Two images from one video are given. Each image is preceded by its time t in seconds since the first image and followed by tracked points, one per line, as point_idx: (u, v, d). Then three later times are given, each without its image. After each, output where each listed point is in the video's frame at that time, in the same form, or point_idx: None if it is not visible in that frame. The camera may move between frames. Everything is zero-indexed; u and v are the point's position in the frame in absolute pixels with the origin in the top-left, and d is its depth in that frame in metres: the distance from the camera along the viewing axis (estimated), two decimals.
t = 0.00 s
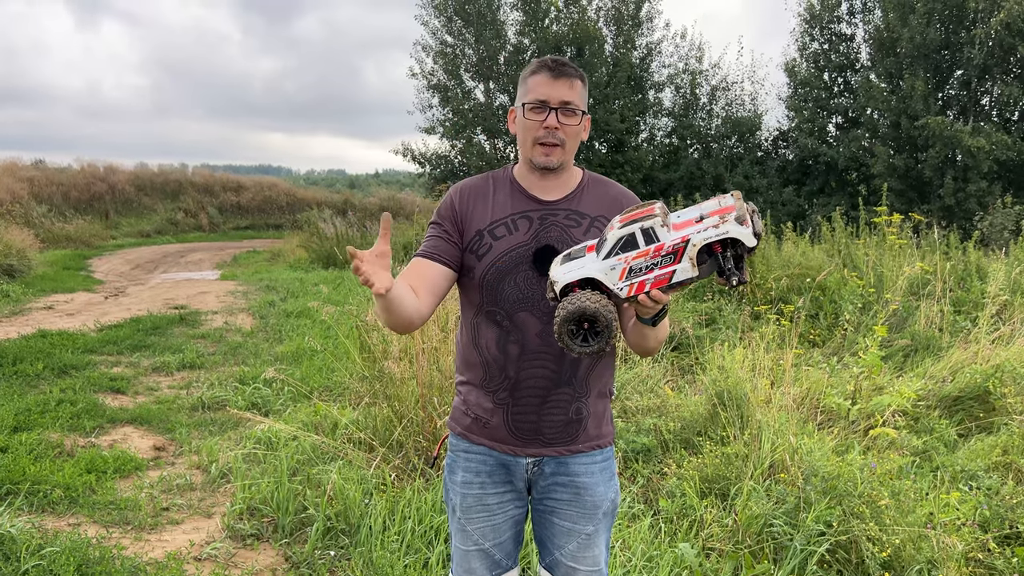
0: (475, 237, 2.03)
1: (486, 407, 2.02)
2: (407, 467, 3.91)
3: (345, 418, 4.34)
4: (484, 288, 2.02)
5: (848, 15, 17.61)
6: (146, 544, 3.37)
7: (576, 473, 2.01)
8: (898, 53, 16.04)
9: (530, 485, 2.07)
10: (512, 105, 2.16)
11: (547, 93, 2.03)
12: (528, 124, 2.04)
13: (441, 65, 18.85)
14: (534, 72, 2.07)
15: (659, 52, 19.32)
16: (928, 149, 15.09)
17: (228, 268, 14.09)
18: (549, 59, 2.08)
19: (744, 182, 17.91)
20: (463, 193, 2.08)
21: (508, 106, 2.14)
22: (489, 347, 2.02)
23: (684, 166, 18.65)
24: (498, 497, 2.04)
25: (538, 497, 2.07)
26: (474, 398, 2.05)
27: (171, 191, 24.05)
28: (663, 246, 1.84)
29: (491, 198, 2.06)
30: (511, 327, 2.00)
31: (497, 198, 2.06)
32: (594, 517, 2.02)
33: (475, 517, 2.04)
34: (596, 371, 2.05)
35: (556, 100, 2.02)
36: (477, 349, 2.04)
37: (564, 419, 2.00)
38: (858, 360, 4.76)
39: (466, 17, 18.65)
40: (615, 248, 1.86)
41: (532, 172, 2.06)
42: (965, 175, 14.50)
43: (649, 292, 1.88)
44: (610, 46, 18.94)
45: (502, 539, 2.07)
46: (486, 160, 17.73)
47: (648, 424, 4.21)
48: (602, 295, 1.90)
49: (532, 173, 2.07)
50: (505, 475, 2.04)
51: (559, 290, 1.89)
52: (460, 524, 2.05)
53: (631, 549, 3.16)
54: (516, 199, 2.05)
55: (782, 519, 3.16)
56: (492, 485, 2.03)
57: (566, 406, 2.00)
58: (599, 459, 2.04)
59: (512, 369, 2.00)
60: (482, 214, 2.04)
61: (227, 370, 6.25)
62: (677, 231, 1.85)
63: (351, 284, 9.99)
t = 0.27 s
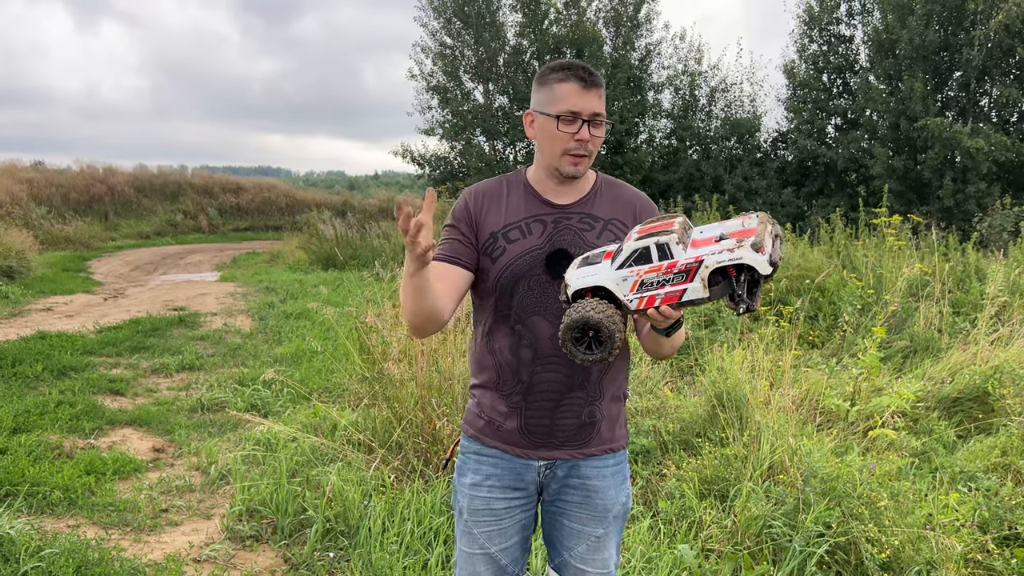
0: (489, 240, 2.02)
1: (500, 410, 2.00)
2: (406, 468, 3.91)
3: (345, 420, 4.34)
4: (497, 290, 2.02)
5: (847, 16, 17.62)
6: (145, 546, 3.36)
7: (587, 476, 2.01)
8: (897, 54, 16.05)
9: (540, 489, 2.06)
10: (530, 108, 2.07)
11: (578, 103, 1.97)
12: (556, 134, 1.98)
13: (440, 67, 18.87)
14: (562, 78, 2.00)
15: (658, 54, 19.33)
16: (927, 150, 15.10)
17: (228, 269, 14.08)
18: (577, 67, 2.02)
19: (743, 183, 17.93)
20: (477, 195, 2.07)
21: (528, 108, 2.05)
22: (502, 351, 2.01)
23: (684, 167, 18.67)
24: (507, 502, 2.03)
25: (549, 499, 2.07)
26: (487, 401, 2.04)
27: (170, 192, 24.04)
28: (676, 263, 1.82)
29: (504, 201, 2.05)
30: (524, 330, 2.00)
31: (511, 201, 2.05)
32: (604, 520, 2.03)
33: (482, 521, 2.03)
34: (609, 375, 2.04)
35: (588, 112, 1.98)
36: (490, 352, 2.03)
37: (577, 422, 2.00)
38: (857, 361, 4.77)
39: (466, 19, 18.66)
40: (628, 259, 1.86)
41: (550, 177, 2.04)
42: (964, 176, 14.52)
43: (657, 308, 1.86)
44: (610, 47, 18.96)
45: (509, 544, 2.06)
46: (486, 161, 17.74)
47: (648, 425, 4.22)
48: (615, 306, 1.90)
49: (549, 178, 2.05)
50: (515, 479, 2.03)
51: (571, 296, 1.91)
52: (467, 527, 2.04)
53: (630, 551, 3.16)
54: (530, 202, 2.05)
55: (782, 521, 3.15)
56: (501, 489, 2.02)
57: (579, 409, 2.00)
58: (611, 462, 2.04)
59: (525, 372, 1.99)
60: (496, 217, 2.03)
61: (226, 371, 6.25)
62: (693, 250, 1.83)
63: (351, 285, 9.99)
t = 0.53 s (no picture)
0: (497, 245, 2.03)
1: (504, 414, 2.01)
2: (405, 469, 3.92)
3: (345, 421, 4.34)
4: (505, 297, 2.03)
5: (845, 17, 17.65)
6: (144, 547, 3.36)
7: (592, 479, 2.00)
8: (895, 55, 16.08)
9: (544, 492, 2.06)
10: (543, 114, 2.05)
11: (595, 110, 1.95)
12: (572, 140, 1.96)
13: (439, 68, 18.88)
14: (577, 85, 1.98)
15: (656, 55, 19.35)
16: (925, 150, 15.12)
17: (227, 270, 14.08)
18: (592, 74, 2.01)
19: (742, 184, 17.95)
20: (485, 201, 2.07)
21: (542, 112, 2.03)
22: (507, 355, 2.02)
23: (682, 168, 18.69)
24: (510, 505, 2.03)
25: (553, 502, 2.07)
26: (493, 404, 2.04)
27: (169, 193, 24.03)
28: (691, 285, 1.82)
29: (513, 207, 2.05)
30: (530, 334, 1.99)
31: (519, 206, 2.05)
32: (607, 524, 2.02)
33: (485, 524, 2.03)
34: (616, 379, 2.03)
35: (604, 118, 1.96)
36: (496, 356, 2.04)
37: (582, 427, 1.99)
38: (856, 362, 4.78)
39: (464, 20, 18.68)
40: (642, 277, 1.83)
41: (561, 183, 2.03)
42: (962, 177, 14.54)
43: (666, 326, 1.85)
44: (608, 48, 18.98)
45: (512, 547, 2.06)
46: (485, 162, 17.75)
47: (647, 426, 4.23)
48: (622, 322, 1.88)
49: (561, 184, 2.04)
50: (519, 482, 2.02)
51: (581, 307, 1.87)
52: (470, 530, 2.05)
53: (629, 551, 3.16)
54: (539, 208, 2.04)
55: (781, 521, 3.15)
56: (504, 492, 2.02)
57: (584, 413, 1.99)
58: (616, 467, 2.02)
59: (529, 376, 2.00)
60: (504, 223, 2.03)
61: (225, 372, 6.26)
62: (708, 273, 1.83)
63: (350, 286, 9.99)
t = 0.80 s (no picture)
0: (498, 245, 2.03)
1: (501, 414, 2.02)
2: (403, 470, 3.92)
3: (342, 422, 4.34)
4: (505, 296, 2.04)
5: (843, 17, 17.67)
6: (142, 548, 3.36)
7: (589, 481, 2.00)
8: (893, 55, 16.10)
9: (541, 493, 2.07)
10: (543, 116, 2.05)
11: (594, 111, 1.96)
12: (572, 141, 1.96)
13: (437, 68, 18.88)
14: (576, 86, 1.99)
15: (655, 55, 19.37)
16: (923, 151, 15.14)
17: (225, 271, 14.07)
18: (591, 76, 2.01)
19: (740, 185, 17.97)
20: (487, 200, 2.08)
21: (541, 115, 2.03)
22: (504, 357, 2.03)
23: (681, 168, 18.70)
24: (507, 506, 2.03)
25: (550, 504, 2.07)
26: (490, 405, 2.05)
27: (167, 194, 24.01)
28: (685, 287, 1.76)
29: (514, 206, 2.06)
30: (527, 336, 2.01)
31: (521, 206, 2.06)
32: (605, 526, 2.02)
33: (481, 525, 2.02)
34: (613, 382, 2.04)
35: (604, 119, 1.96)
36: (493, 357, 2.05)
37: (579, 428, 1.99)
38: (854, 362, 4.78)
39: (463, 20, 18.68)
40: (634, 286, 1.76)
41: (562, 184, 2.04)
42: (960, 177, 14.56)
43: (664, 332, 1.81)
44: (607, 49, 18.98)
45: (508, 549, 2.06)
46: (483, 163, 17.75)
47: (645, 427, 4.23)
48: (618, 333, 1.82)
49: (561, 185, 2.05)
50: (515, 483, 2.02)
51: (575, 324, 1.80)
52: (466, 531, 2.04)
53: (627, 552, 3.16)
54: (539, 208, 2.05)
55: (778, 522, 3.16)
56: (500, 493, 2.02)
57: (581, 415, 1.99)
58: (614, 468, 2.02)
59: (526, 378, 2.01)
60: (505, 223, 2.04)
61: (223, 373, 6.25)
62: (700, 272, 1.78)
63: (348, 287, 9.99)
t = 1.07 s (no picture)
0: (485, 246, 2.03)
1: (489, 415, 2.02)
2: (400, 470, 3.92)
3: (340, 421, 4.34)
4: (493, 297, 2.05)
5: (841, 17, 17.69)
6: (139, 548, 3.36)
7: (577, 482, 2.00)
8: (891, 55, 16.12)
9: (530, 494, 2.06)
10: (522, 115, 2.04)
11: (572, 105, 1.95)
12: (552, 137, 1.95)
13: (435, 68, 18.88)
14: (553, 82, 1.99)
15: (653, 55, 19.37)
16: (921, 150, 15.16)
17: (223, 271, 14.05)
18: (567, 71, 2.01)
19: (738, 184, 17.99)
20: (472, 201, 2.07)
21: (520, 114, 2.02)
22: (491, 358, 2.03)
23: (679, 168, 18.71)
24: (496, 507, 2.02)
25: (539, 505, 2.07)
26: (478, 405, 2.06)
27: (165, 193, 23.97)
28: (646, 276, 1.70)
29: (499, 207, 2.06)
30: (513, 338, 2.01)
31: (506, 207, 2.06)
32: (594, 526, 2.02)
33: (470, 526, 2.02)
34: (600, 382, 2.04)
35: (583, 113, 1.96)
36: (480, 359, 2.06)
37: (567, 429, 2.00)
38: (851, 362, 4.79)
39: (461, 20, 18.68)
40: (598, 294, 1.69)
41: (546, 183, 2.04)
42: (958, 176, 14.58)
43: (643, 327, 1.75)
44: (605, 48, 18.99)
45: (498, 550, 2.05)
46: (481, 162, 17.75)
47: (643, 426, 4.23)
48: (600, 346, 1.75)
49: (545, 184, 2.05)
50: (504, 485, 2.02)
51: (555, 354, 1.72)
52: (455, 532, 2.04)
53: (623, 552, 3.16)
54: (525, 209, 2.05)
55: (775, 521, 3.16)
56: (489, 494, 2.01)
57: (568, 416, 2.00)
58: (602, 469, 2.02)
59: (513, 380, 2.01)
60: (491, 224, 2.03)
61: (220, 373, 6.24)
62: (652, 256, 1.72)
63: (346, 286, 9.98)
